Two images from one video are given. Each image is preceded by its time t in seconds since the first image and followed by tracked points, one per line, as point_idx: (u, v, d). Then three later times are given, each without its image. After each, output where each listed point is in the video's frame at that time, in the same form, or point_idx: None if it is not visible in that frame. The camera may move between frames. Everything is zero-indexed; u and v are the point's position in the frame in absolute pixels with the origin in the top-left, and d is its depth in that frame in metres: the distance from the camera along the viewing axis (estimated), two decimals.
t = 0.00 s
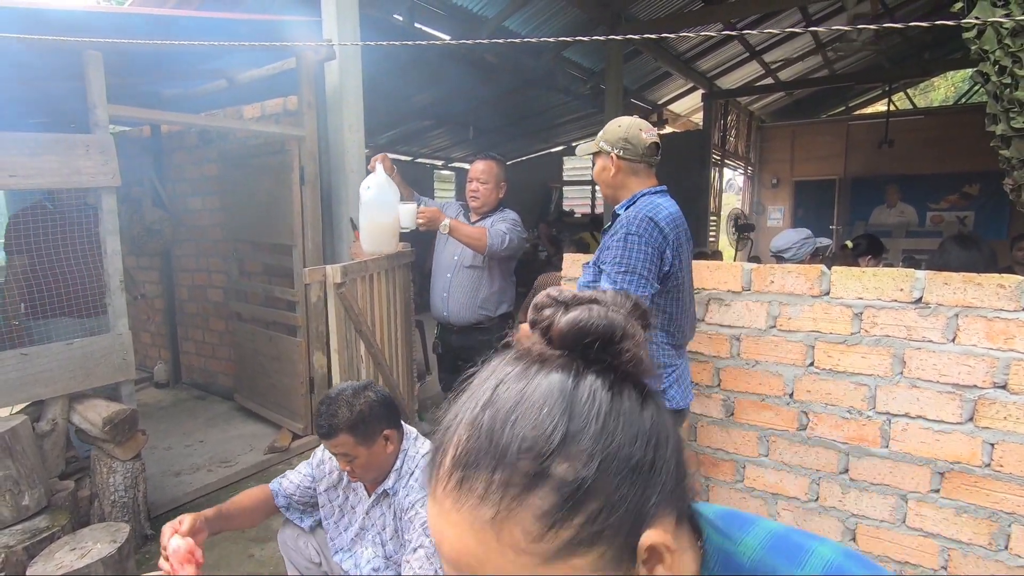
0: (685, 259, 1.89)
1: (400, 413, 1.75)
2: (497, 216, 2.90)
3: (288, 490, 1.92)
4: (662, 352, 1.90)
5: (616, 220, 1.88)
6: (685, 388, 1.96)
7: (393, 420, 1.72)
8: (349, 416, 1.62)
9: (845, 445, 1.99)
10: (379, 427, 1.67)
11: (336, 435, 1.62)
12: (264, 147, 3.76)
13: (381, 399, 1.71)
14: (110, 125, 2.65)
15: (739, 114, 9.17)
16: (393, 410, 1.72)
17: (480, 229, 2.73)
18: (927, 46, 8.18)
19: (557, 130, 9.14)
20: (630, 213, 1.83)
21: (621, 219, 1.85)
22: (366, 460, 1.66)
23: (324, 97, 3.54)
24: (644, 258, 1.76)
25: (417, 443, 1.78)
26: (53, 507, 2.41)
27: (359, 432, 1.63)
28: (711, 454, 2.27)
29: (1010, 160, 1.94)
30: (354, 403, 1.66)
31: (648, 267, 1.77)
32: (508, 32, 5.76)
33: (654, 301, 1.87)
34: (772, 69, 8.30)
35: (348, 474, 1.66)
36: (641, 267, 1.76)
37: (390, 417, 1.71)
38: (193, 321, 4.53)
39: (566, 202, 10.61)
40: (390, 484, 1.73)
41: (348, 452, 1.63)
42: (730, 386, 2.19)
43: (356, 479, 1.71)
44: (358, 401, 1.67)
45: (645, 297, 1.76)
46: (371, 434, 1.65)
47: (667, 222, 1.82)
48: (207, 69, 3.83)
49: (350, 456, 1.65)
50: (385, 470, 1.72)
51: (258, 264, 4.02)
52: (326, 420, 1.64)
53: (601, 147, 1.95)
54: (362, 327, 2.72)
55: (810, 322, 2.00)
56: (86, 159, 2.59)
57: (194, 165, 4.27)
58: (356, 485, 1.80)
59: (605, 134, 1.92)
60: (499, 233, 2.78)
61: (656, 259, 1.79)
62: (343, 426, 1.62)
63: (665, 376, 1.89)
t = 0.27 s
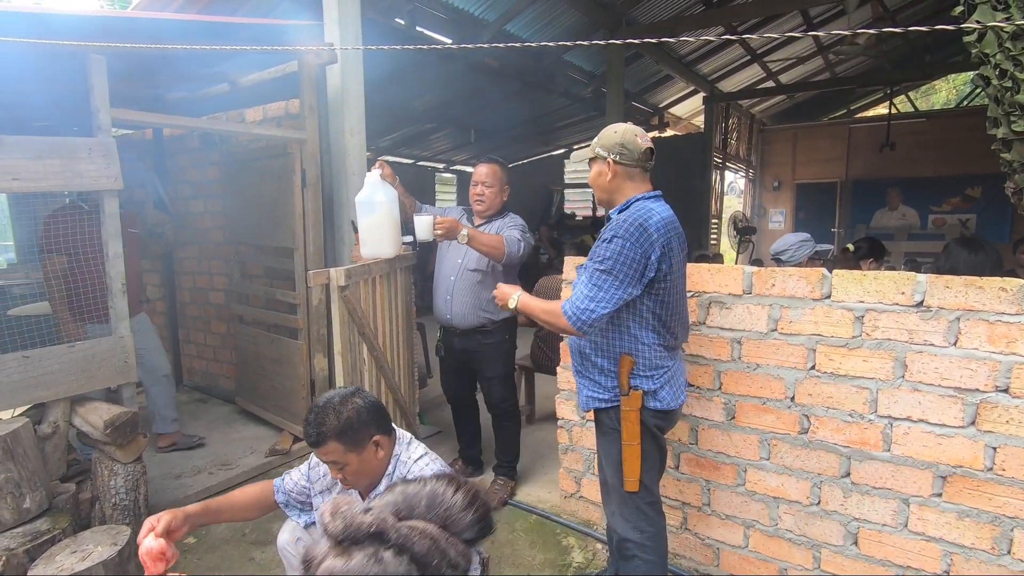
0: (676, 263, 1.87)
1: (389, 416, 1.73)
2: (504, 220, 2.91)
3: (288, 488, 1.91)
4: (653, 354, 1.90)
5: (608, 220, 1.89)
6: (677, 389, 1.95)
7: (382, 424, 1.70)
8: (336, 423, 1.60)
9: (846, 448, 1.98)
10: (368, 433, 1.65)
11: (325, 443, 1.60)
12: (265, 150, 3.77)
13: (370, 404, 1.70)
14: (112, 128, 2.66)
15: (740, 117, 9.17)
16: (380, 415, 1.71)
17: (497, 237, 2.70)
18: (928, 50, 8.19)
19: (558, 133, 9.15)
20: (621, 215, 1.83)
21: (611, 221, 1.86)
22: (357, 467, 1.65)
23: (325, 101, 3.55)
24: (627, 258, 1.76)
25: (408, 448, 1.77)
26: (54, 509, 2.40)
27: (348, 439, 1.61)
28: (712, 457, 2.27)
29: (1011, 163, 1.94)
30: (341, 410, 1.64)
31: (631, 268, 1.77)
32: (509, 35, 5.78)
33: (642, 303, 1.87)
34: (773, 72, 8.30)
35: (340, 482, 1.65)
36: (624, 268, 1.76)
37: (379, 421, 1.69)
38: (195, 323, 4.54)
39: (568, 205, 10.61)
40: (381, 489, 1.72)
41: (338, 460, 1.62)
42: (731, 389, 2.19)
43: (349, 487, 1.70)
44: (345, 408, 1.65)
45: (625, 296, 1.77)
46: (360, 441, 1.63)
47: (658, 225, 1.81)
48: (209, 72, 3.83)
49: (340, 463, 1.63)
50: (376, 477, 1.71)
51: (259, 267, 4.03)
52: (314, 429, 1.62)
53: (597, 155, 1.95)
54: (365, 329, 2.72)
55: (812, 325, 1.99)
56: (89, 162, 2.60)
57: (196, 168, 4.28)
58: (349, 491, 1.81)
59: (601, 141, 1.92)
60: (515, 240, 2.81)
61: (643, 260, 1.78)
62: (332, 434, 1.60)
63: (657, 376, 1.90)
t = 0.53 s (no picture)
0: (667, 263, 1.84)
1: (375, 422, 1.72)
2: (513, 223, 2.91)
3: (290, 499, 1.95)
4: (647, 354, 1.89)
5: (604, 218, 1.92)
6: (674, 390, 1.93)
7: (366, 430, 1.69)
8: (319, 429, 1.60)
9: (847, 450, 1.98)
10: (351, 439, 1.65)
11: (309, 449, 1.60)
12: (266, 152, 3.78)
13: (354, 410, 1.69)
14: (113, 130, 2.66)
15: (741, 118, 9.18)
16: (364, 421, 1.69)
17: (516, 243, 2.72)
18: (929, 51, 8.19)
19: (559, 135, 9.16)
20: (608, 216, 1.86)
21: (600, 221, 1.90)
22: (342, 473, 1.64)
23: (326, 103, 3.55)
24: (601, 253, 1.81)
25: (395, 455, 1.76)
26: (54, 511, 2.40)
27: (332, 445, 1.61)
28: (713, 459, 2.26)
29: (1012, 165, 1.94)
30: (326, 416, 1.63)
31: (603, 262, 1.82)
32: (509, 37, 5.79)
33: (631, 303, 1.87)
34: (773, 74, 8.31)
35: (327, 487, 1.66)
36: (598, 260, 1.82)
37: (364, 426, 1.69)
38: (196, 325, 4.54)
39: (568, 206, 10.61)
40: (364, 497, 1.72)
41: (324, 465, 1.62)
42: (731, 391, 2.18)
43: (336, 492, 1.71)
44: (329, 413, 1.64)
45: (599, 287, 1.84)
46: (344, 446, 1.63)
47: (646, 227, 1.80)
48: (211, 73, 3.84)
49: (327, 469, 1.63)
50: (361, 483, 1.71)
51: (260, 269, 4.03)
52: (299, 434, 1.61)
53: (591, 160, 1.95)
54: (363, 331, 2.73)
55: (812, 327, 1.99)
56: (90, 164, 2.60)
57: (197, 170, 4.29)
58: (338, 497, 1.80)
59: (596, 146, 1.91)
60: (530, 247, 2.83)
61: (620, 256, 1.81)
62: (316, 440, 1.59)
63: (652, 376, 1.89)
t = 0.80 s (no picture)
0: (654, 260, 1.82)
1: (367, 423, 1.73)
2: (519, 225, 2.89)
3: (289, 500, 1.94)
4: (639, 351, 1.88)
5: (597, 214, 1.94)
6: (671, 389, 1.91)
7: (357, 430, 1.69)
8: (310, 431, 1.60)
9: (849, 451, 1.97)
10: (342, 440, 1.65)
11: (301, 451, 1.60)
12: (267, 153, 3.78)
13: (345, 411, 1.69)
14: (114, 131, 2.66)
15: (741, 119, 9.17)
16: (354, 421, 1.70)
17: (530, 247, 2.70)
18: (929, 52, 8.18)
19: (559, 135, 9.16)
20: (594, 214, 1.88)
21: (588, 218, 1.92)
22: (334, 474, 1.64)
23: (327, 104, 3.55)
24: (581, 247, 1.84)
25: (387, 456, 1.76)
26: (54, 513, 2.40)
27: (323, 446, 1.61)
28: (714, 460, 2.26)
29: (1013, 164, 1.93)
30: (316, 418, 1.63)
31: (583, 255, 1.85)
32: (510, 38, 5.79)
33: (618, 299, 1.87)
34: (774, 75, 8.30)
35: (320, 490, 1.66)
36: (577, 253, 1.85)
37: (355, 427, 1.69)
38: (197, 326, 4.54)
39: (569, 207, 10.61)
40: (358, 498, 1.71)
41: (315, 468, 1.61)
42: (733, 392, 2.18)
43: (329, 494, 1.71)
44: (320, 415, 1.64)
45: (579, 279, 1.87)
46: (335, 447, 1.63)
47: (629, 225, 1.80)
48: (212, 74, 3.85)
49: (319, 471, 1.63)
50: (354, 484, 1.71)
51: (261, 270, 4.04)
52: (290, 436, 1.61)
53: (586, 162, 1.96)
54: (360, 332, 2.72)
55: (813, 327, 1.99)
56: (90, 165, 2.60)
57: (198, 171, 4.29)
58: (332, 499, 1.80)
59: (591, 147, 1.92)
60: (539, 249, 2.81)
61: (599, 251, 1.83)
62: (307, 441, 1.59)
63: (646, 375, 1.87)
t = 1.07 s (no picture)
0: (647, 257, 1.81)
1: (365, 417, 1.72)
2: (520, 223, 2.87)
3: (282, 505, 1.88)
4: (635, 349, 1.87)
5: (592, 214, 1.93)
6: (667, 387, 1.90)
7: (356, 424, 1.69)
8: (308, 424, 1.61)
9: (850, 448, 1.97)
10: (341, 431, 1.65)
11: (298, 446, 1.60)
12: (266, 152, 3.78)
13: (343, 404, 1.70)
14: (113, 131, 2.65)
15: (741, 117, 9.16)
16: (353, 414, 1.70)
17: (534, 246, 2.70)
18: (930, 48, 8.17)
19: (559, 133, 9.15)
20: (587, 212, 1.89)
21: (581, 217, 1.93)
22: (333, 467, 1.64)
23: (326, 103, 3.54)
24: (574, 246, 1.85)
25: (389, 446, 1.76)
26: (54, 512, 2.40)
27: (321, 440, 1.61)
28: (715, 458, 2.25)
29: (1014, 160, 1.92)
30: (313, 412, 1.63)
31: (576, 254, 1.86)
32: (509, 36, 5.79)
33: (612, 297, 1.87)
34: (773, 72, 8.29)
35: (319, 484, 1.65)
36: (569, 252, 1.86)
37: (353, 420, 1.68)
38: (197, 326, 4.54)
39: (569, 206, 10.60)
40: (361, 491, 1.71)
41: (313, 461, 1.62)
42: (733, 389, 2.18)
43: (329, 490, 1.70)
44: (317, 409, 1.64)
45: (571, 278, 1.87)
46: (333, 440, 1.63)
47: (620, 223, 1.80)
48: (211, 74, 3.85)
49: (317, 465, 1.63)
50: (355, 477, 1.70)
51: (261, 270, 4.05)
52: (288, 431, 1.61)
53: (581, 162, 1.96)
54: (356, 331, 2.72)
55: (813, 325, 1.98)
56: (89, 165, 2.59)
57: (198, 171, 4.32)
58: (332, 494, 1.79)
59: (586, 146, 1.92)
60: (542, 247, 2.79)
61: (591, 249, 1.83)
62: (305, 436, 1.60)
63: (641, 372, 1.86)
